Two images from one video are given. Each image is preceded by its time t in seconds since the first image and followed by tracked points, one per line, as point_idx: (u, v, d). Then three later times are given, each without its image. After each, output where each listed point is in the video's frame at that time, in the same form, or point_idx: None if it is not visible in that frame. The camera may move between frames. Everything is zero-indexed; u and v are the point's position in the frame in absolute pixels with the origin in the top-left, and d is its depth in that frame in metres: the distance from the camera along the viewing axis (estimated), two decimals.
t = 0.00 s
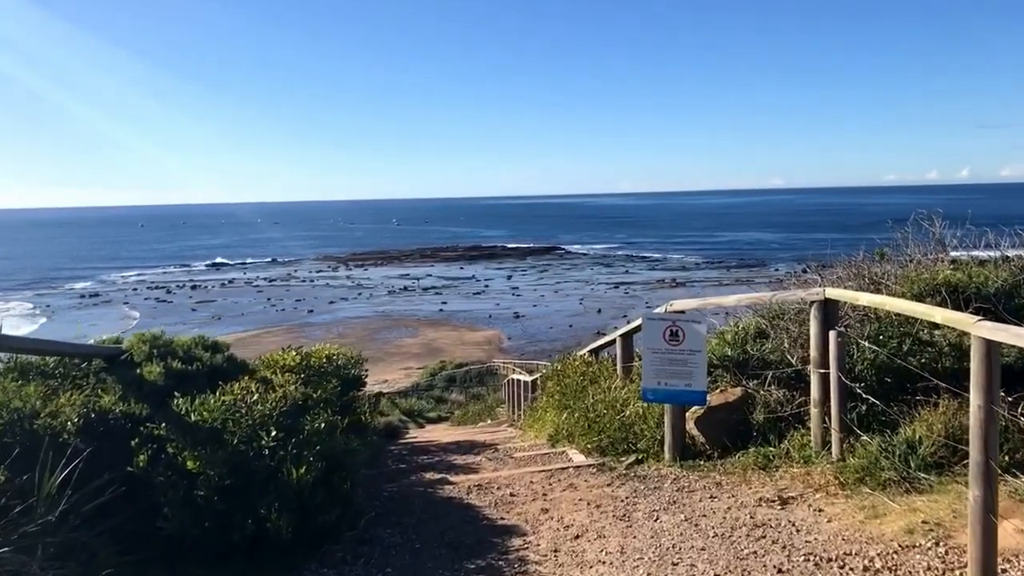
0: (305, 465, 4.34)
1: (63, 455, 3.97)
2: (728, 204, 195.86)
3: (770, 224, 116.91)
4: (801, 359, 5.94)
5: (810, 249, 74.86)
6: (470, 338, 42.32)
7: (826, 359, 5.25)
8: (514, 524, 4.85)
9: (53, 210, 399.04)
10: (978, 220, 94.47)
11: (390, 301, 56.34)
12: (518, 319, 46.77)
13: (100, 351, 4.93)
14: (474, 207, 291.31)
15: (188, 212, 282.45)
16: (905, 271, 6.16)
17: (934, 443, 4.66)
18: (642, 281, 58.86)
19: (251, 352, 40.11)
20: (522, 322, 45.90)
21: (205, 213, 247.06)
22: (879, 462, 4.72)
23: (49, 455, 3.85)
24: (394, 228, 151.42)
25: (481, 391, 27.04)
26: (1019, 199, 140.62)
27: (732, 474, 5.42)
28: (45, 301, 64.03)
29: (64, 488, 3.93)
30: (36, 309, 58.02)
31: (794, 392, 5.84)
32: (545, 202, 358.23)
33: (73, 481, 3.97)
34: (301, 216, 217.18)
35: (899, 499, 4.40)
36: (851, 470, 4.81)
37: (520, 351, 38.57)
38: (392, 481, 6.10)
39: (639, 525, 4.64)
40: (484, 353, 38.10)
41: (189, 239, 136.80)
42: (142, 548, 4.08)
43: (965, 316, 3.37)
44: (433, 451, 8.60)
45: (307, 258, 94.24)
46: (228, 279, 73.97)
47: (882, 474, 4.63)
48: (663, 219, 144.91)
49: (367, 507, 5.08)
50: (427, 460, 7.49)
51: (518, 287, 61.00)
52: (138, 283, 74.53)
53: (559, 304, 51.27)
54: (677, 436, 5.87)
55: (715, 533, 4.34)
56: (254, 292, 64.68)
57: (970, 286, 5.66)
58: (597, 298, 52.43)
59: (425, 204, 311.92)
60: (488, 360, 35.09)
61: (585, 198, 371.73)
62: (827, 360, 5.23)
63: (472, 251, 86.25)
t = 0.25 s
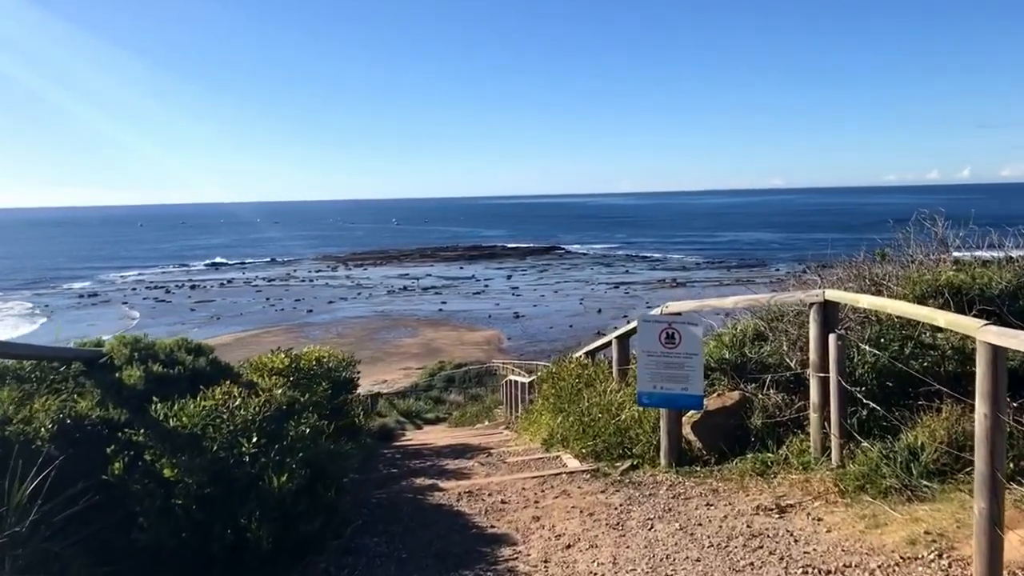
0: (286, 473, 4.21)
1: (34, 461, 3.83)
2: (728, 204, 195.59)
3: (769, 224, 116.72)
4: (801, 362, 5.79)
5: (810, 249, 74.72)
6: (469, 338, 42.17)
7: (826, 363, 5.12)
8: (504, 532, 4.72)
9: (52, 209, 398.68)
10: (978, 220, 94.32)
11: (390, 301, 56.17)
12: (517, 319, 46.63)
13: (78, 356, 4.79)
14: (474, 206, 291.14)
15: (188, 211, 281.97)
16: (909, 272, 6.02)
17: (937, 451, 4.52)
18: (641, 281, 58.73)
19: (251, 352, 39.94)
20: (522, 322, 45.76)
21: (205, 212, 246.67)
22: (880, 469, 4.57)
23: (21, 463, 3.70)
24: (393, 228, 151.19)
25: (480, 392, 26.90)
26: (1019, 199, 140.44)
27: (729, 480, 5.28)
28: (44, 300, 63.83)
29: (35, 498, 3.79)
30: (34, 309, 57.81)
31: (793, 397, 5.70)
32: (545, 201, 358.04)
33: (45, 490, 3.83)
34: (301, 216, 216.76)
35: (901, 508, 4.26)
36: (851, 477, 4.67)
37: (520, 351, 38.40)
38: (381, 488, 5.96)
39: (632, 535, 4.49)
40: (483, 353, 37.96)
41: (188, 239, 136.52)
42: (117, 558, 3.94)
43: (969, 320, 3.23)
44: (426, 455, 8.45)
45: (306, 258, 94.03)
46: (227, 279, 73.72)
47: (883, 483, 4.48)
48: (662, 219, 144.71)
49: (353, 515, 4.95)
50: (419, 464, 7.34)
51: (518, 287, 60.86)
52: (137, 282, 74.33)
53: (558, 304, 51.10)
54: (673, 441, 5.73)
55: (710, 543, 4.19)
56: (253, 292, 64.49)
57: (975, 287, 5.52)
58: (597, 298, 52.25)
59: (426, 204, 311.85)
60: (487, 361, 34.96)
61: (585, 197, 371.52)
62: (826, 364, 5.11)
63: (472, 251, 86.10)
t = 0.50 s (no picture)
0: (266, 482, 4.08)
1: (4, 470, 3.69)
2: (727, 204, 195.39)
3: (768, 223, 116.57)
4: (799, 365, 5.66)
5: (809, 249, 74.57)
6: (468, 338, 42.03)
7: (823, 367, 4.99)
8: (493, 541, 4.58)
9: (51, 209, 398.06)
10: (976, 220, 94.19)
11: (388, 301, 56.02)
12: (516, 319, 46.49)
13: (56, 359, 4.65)
14: (473, 205, 291.01)
15: (187, 211, 281.50)
16: (909, 273, 5.89)
17: (937, 458, 4.39)
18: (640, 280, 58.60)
19: (249, 352, 39.79)
20: (521, 322, 45.62)
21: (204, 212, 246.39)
22: (880, 478, 4.44)
23: None
24: (392, 228, 150.96)
25: (478, 392, 26.76)
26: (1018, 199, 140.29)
27: (724, 487, 5.16)
28: (42, 300, 63.61)
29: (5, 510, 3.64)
30: (32, 309, 57.62)
31: (790, 401, 5.58)
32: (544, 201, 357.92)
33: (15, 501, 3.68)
34: (299, 216, 216.43)
35: (902, 517, 4.12)
36: (849, 485, 4.54)
37: (519, 351, 38.28)
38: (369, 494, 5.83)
39: (625, 545, 4.35)
40: (482, 353, 37.82)
41: (187, 238, 136.23)
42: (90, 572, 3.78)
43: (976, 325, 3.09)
44: (419, 459, 8.31)
45: (305, 258, 93.83)
46: (225, 279, 73.54)
47: (884, 491, 4.35)
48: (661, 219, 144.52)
49: (338, 524, 4.83)
50: (410, 469, 7.21)
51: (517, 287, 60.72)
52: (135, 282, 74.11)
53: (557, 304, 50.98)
54: (667, 446, 5.60)
55: (704, 554, 4.06)
56: (251, 291, 64.34)
57: (976, 288, 5.40)
58: (595, 298, 52.14)
59: (425, 203, 311.59)
60: (486, 360, 34.83)
61: (584, 197, 371.39)
62: (825, 368, 4.98)
63: (471, 251, 85.92)
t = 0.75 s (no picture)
0: (250, 488, 3.95)
1: None
2: (727, 204, 195.40)
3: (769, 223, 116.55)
4: (799, 366, 5.55)
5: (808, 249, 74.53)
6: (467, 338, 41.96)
7: (825, 369, 4.87)
8: (485, 548, 4.46)
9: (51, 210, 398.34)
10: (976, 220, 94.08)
11: (388, 301, 55.93)
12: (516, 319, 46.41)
13: (38, 358, 4.52)
14: (473, 206, 291.07)
15: (187, 211, 281.52)
16: (912, 271, 5.76)
17: (942, 462, 4.26)
18: (640, 281, 58.53)
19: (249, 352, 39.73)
20: (521, 322, 45.52)
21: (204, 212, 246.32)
22: (881, 482, 4.32)
23: None
24: (392, 228, 151.02)
25: (476, 392, 26.68)
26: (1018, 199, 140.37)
27: (723, 491, 5.04)
28: (42, 301, 63.60)
29: None
30: (32, 309, 57.60)
31: (791, 403, 5.45)
32: (544, 201, 357.93)
33: None
34: (300, 216, 216.60)
35: (904, 523, 4.00)
36: (852, 489, 4.42)
37: (518, 351, 38.17)
38: (361, 498, 5.71)
39: (618, 551, 4.25)
40: (481, 353, 37.74)
41: (187, 239, 136.29)
42: None
43: (983, 325, 2.98)
44: (413, 462, 8.20)
45: (305, 258, 93.80)
46: (225, 279, 73.47)
47: (886, 496, 4.23)
48: (661, 219, 144.49)
49: (327, 529, 4.71)
50: (404, 472, 7.10)
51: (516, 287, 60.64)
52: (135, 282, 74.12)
53: (557, 304, 50.87)
54: (664, 449, 5.48)
55: (702, 561, 3.95)
56: (251, 292, 64.27)
57: (981, 286, 5.27)
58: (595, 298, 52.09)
59: (425, 203, 311.64)
60: (485, 361, 34.75)
61: (584, 197, 371.36)
62: (825, 370, 4.86)
63: (471, 251, 85.88)
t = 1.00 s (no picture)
0: (221, 501, 3.73)
1: None
2: (727, 204, 195.14)
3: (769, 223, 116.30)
4: (801, 371, 5.32)
5: (808, 249, 74.28)
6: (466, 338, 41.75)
7: (829, 375, 4.64)
8: (471, 563, 4.23)
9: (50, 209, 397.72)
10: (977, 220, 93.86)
11: (387, 301, 55.68)
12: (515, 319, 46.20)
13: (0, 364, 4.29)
14: (473, 205, 290.77)
15: (186, 211, 281.24)
16: (920, 272, 5.53)
17: (952, 473, 4.04)
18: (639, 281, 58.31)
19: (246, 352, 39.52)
20: (520, 322, 45.31)
21: (204, 212, 246.04)
22: (889, 494, 4.09)
23: None
24: (391, 228, 150.75)
25: (475, 393, 26.44)
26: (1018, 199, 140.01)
27: (722, 501, 4.81)
28: (39, 301, 63.36)
29: None
30: (30, 309, 57.35)
31: (792, 410, 5.22)
32: (544, 201, 357.67)
33: None
34: (299, 216, 216.23)
35: (915, 540, 3.77)
36: (857, 501, 4.19)
37: (518, 351, 37.91)
38: (345, 508, 5.47)
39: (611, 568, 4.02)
40: (480, 353, 37.51)
41: (187, 239, 135.99)
42: None
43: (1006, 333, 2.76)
44: (404, 467, 7.97)
45: (304, 258, 93.54)
46: (224, 279, 73.18)
47: (893, 509, 4.00)
48: (661, 219, 144.20)
49: (307, 542, 4.48)
50: (392, 479, 6.87)
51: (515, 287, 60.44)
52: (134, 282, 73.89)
53: (556, 304, 50.63)
54: (661, 457, 5.26)
55: None
56: (250, 292, 64.01)
57: (991, 288, 5.04)
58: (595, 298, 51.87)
59: (425, 204, 311.39)
60: (484, 361, 34.53)
61: (583, 196, 371.08)
62: (830, 377, 4.63)
63: (470, 251, 85.64)
